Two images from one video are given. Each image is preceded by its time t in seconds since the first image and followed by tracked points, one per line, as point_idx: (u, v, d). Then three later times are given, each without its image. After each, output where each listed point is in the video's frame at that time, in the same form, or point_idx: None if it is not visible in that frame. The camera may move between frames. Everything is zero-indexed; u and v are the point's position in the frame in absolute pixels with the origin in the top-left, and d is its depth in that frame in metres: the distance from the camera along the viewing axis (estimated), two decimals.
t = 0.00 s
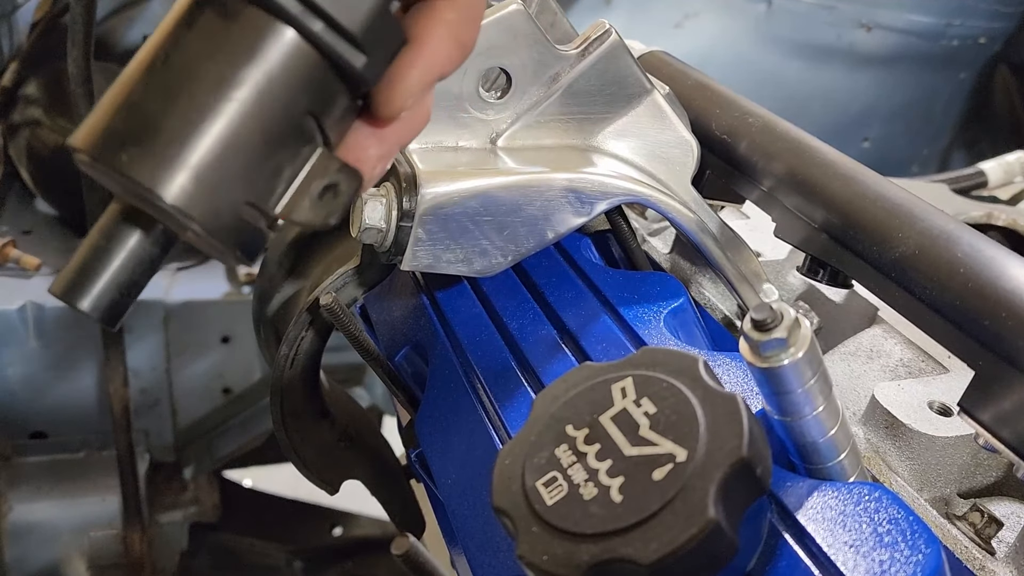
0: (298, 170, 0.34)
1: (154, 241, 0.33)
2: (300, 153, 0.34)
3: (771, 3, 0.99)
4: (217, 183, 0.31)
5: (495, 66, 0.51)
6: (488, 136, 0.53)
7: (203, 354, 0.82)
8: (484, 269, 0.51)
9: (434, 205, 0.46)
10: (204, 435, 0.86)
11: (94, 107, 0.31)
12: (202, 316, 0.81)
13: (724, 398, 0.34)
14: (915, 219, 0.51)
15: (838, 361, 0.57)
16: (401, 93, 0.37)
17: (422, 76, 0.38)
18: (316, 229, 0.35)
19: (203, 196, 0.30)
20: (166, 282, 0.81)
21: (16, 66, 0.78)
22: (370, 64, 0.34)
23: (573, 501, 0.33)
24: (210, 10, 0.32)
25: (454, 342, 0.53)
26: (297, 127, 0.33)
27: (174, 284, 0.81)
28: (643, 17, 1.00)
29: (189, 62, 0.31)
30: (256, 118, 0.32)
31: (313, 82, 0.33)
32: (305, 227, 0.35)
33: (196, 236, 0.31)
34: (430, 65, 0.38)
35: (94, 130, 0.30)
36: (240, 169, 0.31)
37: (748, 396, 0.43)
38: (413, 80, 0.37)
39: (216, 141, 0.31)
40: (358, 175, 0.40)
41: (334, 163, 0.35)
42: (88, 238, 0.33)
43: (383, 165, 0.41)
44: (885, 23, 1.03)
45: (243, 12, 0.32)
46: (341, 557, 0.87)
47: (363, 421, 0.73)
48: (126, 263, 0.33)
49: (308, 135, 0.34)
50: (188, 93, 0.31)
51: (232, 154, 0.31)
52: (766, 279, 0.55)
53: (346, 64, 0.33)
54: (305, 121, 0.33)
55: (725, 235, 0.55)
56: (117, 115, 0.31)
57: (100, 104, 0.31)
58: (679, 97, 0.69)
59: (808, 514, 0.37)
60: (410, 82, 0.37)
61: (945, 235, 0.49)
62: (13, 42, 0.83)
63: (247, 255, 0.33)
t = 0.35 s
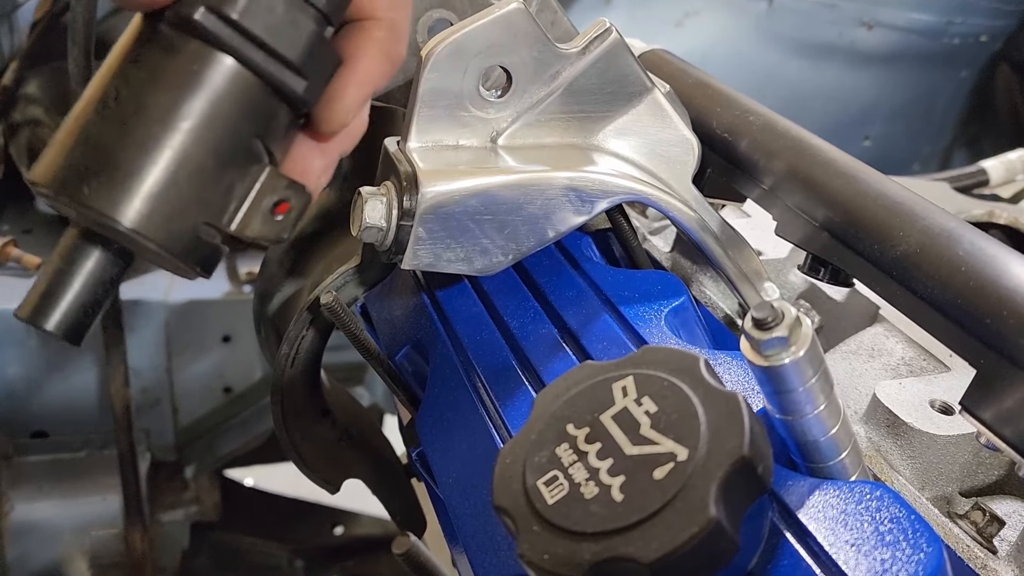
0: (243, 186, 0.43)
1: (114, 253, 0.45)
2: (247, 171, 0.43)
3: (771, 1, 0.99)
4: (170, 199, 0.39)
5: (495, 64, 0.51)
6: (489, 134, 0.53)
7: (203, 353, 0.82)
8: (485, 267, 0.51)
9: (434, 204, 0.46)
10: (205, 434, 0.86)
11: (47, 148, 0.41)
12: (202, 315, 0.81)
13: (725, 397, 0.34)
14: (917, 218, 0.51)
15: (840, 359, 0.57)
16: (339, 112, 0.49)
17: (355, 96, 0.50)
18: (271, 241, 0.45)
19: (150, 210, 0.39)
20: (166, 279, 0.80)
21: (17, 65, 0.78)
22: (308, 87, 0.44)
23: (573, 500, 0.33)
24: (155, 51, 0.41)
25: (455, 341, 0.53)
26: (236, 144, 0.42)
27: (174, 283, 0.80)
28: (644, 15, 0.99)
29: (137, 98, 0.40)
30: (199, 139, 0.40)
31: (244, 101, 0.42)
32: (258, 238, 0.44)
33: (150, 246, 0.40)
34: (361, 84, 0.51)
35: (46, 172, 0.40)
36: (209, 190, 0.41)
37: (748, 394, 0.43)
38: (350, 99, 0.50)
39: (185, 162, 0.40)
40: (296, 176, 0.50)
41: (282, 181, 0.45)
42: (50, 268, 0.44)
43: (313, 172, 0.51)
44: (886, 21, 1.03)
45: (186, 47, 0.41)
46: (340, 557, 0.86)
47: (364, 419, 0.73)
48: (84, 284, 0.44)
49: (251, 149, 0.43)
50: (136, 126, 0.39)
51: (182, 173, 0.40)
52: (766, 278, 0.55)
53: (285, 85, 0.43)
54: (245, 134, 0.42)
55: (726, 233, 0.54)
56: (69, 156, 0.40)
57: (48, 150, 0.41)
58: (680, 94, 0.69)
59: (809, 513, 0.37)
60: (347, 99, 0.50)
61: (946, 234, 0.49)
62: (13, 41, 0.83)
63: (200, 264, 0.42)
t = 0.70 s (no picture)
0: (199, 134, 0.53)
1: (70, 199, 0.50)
2: (201, 119, 0.53)
3: None
4: (137, 148, 0.49)
5: (497, 62, 0.51)
6: (491, 133, 0.53)
7: (204, 351, 0.82)
8: (486, 265, 0.51)
9: (436, 202, 0.46)
10: (206, 433, 0.86)
11: (7, 101, 0.48)
12: (202, 314, 0.81)
13: (726, 394, 0.34)
14: (918, 216, 0.50)
15: (841, 357, 0.56)
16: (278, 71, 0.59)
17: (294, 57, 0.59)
18: (225, 179, 0.55)
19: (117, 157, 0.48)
20: (168, 279, 0.82)
21: (20, 64, 0.78)
22: (257, 42, 0.55)
23: (575, 498, 0.33)
24: (102, 8, 0.49)
25: (456, 339, 0.53)
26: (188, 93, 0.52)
27: (174, 284, 0.81)
28: (645, 17, 0.99)
29: (89, 51, 0.49)
30: (152, 90, 0.50)
31: (193, 54, 0.52)
32: (211, 178, 0.55)
33: (116, 189, 0.49)
34: (300, 42, 0.59)
35: (9, 121, 0.47)
36: (169, 138, 0.51)
37: (749, 392, 0.43)
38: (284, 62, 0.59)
39: (140, 112, 0.49)
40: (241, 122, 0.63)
41: (235, 129, 0.55)
42: (10, 218, 0.50)
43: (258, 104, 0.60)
44: (886, 19, 1.02)
45: (138, 7, 0.50)
46: (340, 557, 0.85)
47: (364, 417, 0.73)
48: (45, 233, 0.50)
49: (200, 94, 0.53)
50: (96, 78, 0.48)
51: (139, 121, 0.49)
52: (767, 276, 0.54)
53: (233, 40, 0.53)
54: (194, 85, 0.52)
55: (727, 232, 0.54)
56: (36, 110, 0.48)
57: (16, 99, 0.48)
58: (680, 93, 0.69)
59: (810, 511, 0.37)
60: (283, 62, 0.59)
61: (947, 232, 0.49)
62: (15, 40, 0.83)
63: (162, 206, 0.52)
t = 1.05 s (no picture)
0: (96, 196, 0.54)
1: None
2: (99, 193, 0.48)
3: None
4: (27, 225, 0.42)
5: (496, 62, 0.51)
6: (491, 132, 0.53)
7: (205, 351, 0.82)
8: (486, 265, 0.51)
9: (435, 201, 0.46)
10: (206, 432, 0.86)
11: None
12: (202, 313, 0.81)
13: (726, 393, 0.34)
14: (918, 215, 0.50)
15: (841, 356, 0.57)
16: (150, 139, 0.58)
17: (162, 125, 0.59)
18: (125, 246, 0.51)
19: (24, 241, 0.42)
20: (168, 279, 0.82)
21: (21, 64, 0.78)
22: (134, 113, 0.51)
23: (575, 497, 0.33)
24: None
25: (456, 339, 0.53)
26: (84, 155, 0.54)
27: (175, 284, 0.81)
28: (645, 16, 1.00)
29: None
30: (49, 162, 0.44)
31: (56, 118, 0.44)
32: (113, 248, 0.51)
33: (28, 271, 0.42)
34: (162, 116, 0.60)
35: None
36: (80, 216, 0.45)
37: (749, 391, 0.43)
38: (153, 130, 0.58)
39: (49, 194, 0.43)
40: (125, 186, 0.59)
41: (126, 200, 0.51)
42: None
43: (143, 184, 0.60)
44: (887, 18, 1.02)
45: None
46: (339, 556, 0.83)
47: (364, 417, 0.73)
48: None
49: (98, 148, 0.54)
50: None
51: (46, 195, 0.43)
52: (767, 275, 0.54)
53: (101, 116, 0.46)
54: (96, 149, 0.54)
55: (727, 231, 0.54)
56: None
57: None
58: (680, 92, 0.69)
59: (810, 511, 0.37)
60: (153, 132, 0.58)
61: (947, 231, 0.49)
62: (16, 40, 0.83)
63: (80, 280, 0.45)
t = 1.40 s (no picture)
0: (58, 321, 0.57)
1: None
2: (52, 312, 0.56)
3: None
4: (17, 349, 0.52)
5: (494, 61, 0.50)
6: (489, 132, 0.53)
7: (203, 351, 0.82)
8: (484, 265, 0.51)
9: (433, 201, 0.46)
10: (204, 432, 0.86)
11: None
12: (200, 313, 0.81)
13: (725, 393, 0.34)
14: (917, 214, 0.50)
15: (839, 355, 0.56)
16: (101, 296, 0.67)
17: (120, 262, 0.70)
18: (87, 361, 0.59)
19: None
20: (167, 279, 0.81)
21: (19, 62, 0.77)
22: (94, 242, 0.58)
23: (574, 497, 0.33)
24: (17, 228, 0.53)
25: (455, 339, 0.53)
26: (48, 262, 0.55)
27: (174, 284, 0.81)
28: (644, 16, 1.00)
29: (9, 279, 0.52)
30: None
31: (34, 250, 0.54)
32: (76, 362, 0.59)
33: None
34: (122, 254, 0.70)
35: None
36: (19, 340, 0.52)
37: (748, 391, 0.43)
38: (110, 266, 0.69)
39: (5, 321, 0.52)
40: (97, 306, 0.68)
41: (88, 316, 0.59)
42: None
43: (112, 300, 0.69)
44: (885, 16, 1.02)
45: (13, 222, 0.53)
46: (339, 556, 0.81)
47: (363, 417, 0.73)
48: None
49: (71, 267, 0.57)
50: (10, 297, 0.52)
51: None
52: (766, 274, 0.54)
53: (78, 248, 0.57)
54: (55, 256, 0.56)
55: (726, 230, 0.54)
56: None
57: None
58: (678, 91, 0.69)
59: (810, 511, 0.36)
60: (109, 267, 0.69)
61: (946, 230, 0.49)
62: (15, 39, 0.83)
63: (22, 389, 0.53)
